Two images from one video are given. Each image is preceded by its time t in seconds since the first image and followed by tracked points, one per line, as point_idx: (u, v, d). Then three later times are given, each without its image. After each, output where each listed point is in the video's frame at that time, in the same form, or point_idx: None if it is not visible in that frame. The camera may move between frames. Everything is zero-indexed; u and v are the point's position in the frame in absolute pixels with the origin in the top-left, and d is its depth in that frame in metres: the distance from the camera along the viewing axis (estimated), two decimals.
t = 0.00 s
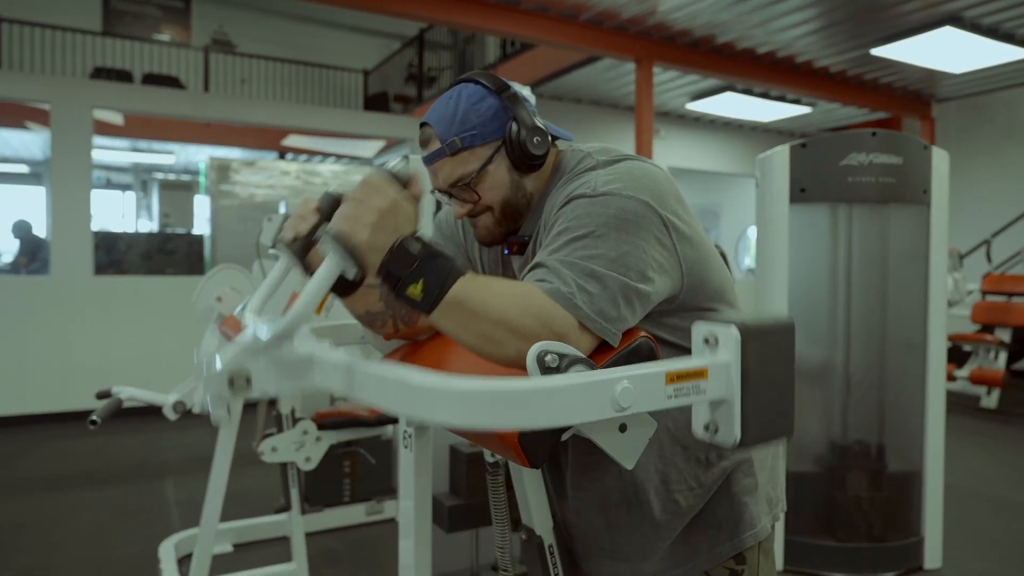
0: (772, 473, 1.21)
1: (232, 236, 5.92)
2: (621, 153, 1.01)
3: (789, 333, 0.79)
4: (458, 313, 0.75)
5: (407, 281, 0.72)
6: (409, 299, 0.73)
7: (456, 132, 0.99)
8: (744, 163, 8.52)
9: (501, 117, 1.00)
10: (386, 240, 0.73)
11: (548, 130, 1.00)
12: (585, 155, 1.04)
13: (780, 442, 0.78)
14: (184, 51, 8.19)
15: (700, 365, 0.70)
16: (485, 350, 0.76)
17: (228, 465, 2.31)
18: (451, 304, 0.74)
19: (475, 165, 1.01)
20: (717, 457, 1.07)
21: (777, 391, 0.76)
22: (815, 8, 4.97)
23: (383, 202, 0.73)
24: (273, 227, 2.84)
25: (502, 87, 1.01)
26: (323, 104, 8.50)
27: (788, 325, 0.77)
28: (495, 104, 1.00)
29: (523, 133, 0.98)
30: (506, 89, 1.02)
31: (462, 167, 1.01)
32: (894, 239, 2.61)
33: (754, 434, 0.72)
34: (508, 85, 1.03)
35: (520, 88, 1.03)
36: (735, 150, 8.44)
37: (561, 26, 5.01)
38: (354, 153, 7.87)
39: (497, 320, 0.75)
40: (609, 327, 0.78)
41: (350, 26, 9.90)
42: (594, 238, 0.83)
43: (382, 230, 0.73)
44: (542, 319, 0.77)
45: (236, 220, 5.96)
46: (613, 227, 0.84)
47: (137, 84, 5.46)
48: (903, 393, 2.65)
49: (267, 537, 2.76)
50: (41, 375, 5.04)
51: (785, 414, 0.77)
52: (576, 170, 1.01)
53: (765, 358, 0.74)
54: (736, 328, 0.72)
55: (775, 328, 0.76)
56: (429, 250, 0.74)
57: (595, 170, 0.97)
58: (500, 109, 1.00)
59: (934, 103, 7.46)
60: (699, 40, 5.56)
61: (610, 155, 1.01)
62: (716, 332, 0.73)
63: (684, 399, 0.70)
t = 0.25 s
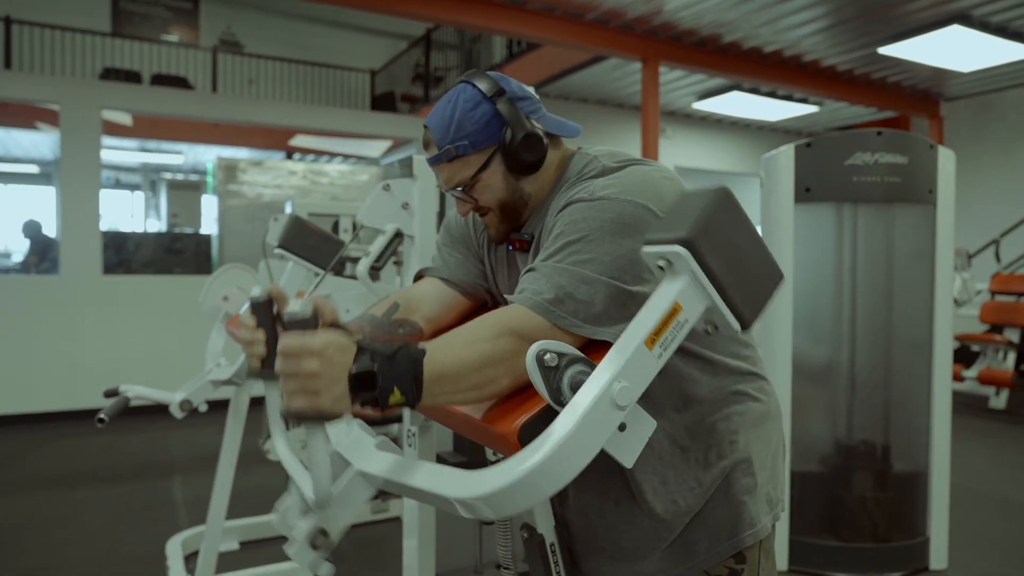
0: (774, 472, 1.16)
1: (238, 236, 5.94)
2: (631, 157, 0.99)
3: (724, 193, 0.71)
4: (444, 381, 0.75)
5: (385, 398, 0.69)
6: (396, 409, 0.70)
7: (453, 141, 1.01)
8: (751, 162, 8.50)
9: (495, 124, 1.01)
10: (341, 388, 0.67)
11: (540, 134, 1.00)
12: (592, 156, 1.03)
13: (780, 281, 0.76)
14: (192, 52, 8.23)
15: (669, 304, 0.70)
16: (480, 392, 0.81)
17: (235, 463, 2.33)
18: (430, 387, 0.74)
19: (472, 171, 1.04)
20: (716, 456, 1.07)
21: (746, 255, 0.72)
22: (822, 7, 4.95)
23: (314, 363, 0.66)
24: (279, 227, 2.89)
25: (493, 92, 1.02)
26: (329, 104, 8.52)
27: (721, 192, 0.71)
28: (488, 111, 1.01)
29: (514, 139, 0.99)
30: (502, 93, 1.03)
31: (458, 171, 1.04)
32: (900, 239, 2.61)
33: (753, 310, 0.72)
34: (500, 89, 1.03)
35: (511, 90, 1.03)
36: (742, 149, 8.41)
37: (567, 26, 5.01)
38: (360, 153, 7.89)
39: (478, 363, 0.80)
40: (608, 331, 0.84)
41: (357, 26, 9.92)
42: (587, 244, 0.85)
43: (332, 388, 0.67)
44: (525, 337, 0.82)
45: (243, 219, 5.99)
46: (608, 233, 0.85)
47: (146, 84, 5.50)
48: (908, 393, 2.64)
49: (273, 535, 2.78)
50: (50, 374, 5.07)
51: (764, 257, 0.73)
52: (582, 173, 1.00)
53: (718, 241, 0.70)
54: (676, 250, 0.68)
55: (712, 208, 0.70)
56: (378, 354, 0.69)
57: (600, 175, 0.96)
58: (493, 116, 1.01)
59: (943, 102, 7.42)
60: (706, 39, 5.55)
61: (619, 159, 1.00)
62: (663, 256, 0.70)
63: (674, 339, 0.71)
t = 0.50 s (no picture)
0: (780, 469, 1.16)
1: (248, 236, 5.98)
2: (623, 165, 1.00)
3: (678, 157, 0.69)
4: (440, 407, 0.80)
5: (389, 441, 0.76)
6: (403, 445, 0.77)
7: (438, 164, 1.00)
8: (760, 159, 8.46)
9: (481, 152, 0.98)
10: (344, 446, 0.74)
11: (525, 167, 0.97)
12: (583, 167, 1.02)
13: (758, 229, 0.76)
14: (201, 53, 8.28)
15: (650, 289, 0.69)
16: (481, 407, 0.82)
17: (244, 462, 2.35)
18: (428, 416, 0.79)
19: (459, 192, 1.03)
20: (720, 454, 1.07)
21: (717, 213, 0.72)
22: (829, 3, 4.93)
23: (311, 437, 0.73)
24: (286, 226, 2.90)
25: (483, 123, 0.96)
26: (337, 104, 8.55)
27: (673, 156, 0.69)
28: (476, 140, 0.97)
29: (496, 181, 0.97)
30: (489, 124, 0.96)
31: (447, 193, 1.04)
32: (907, 236, 2.59)
33: (735, 269, 0.73)
34: (490, 116, 0.97)
35: (501, 118, 0.96)
36: (750, 146, 8.38)
37: (573, 24, 5.01)
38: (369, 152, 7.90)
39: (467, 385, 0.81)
40: (601, 335, 0.83)
41: (365, 26, 9.94)
42: (577, 250, 0.85)
43: (333, 452, 0.74)
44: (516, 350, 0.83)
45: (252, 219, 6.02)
46: (598, 237, 0.85)
47: (156, 85, 5.54)
48: (916, 391, 2.63)
49: (283, 532, 2.80)
50: (62, 373, 5.12)
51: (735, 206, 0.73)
52: (572, 181, 0.99)
53: (687, 209, 0.69)
54: (644, 233, 0.68)
55: (672, 179, 0.68)
56: (371, 404, 0.76)
57: (592, 183, 0.96)
58: (481, 145, 0.97)
59: (953, 97, 7.36)
60: (712, 36, 5.54)
61: (612, 167, 1.00)
62: (634, 240, 0.69)
63: (663, 319, 0.71)
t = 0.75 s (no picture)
0: (779, 468, 1.18)
1: (253, 236, 6.00)
2: (626, 162, 0.99)
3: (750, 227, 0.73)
4: (444, 355, 0.79)
5: (386, 358, 0.76)
6: (395, 371, 0.77)
7: (436, 188, 1.00)
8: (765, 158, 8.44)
9: (476, 177, 0.98)
10: (343, 337, 0.75)
11: (522, 188, 0.96)
12: (585, 163, 1.02)
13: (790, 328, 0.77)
14: (207, 53, 8.31)
15: (682, 319, 0.69)
16: (485, 379, 0.82)
17: (248, 461, 2.36)
18: (434, 354, 0.79)
19: (457, 213, 1.05)
20: (720, 454, 1.08)
21: (765, 295, 0.73)
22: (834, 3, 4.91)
23: (321, 311, 0.74)
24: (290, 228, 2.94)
25: (479, 150, 0.94)
26: (342, 104, 8.56)
27: (749, 222, 0.72)
28: (472, 167, 0.97)
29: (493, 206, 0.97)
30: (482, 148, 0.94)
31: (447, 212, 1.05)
32: (910, 237, 2.59)
33: (759, 344, 0.72)
34: (485, 140, 0.94)
35: (494, 143, 0.95)
36: (755, 146, 8.36)
37: (577, 25, 5.01)
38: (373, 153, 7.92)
39: (485, 349, 0.80)
40: (602, 332, 0.82)
41: (370, 26, 9.95)
42: (585, 245, 0.84)
43: (333, 337, 0.74)
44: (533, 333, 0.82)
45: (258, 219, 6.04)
46: (606, 235, 0.84)
47: (163, 87, 5.57)
48: (920, 392, 2.63)
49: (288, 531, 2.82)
50: (70, 373, 5.16)
51: (781, 300, 0.75)
52: (574, 178, 1.00)
53: (740, 269, 0.71)
54: (697, 267, 0.69)
55: (738, 238, 0.71)
56: (386, 320, 0.77)
57: (594, 179, 0.96)
58: (476, 172, 0.97)
59: (959, 97, 7.33)
60: (717, 36, 5.53)
61: (613, 163, 1.00)
62: (681, 272, 0.70)
63: (680, 355, 0.71)
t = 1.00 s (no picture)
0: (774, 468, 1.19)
1: (254, 237, 6.01)
2: (630, 160, 1.00)
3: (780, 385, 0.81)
4: (470, 285, 0.79)
5: (429, 242, 0.80)
6: (431, 260, 0.80)
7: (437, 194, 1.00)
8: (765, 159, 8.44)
9: (479, 181, 0.97)
10: (414, 202, 0.80)
11: (524, 190, 0.95)
12: (587, 161, 1.04)
13: (752, 494, 0.79)
14: (208, 54, 8.33)
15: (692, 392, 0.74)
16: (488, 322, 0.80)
17: (248, 461, 2.37)
18: (467, 273, 0.79)
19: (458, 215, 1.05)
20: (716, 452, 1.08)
21: (757, 443, 0.78)
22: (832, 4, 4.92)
23: (415, 170, 0.81)
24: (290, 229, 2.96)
25: (479, 152, 0.93)
26: (342, 105, 8.57)
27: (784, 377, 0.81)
28: (473, 171, 0.96)
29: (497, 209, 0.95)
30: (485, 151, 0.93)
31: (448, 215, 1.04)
32: (907, 238, 2.59)
33: (727, 473, 0.75)
34: (486, 143, 0.94)
35: (496, 145, 0.95)
36: (756, 147, 8.36)
37: (577, 26, 5.02)
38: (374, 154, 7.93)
39: (508, 296, 0.78)
40: (603, 324, 0.80)
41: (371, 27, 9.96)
42: (593, 238, 0.84)
43: (409, 197, 0.80)
44: (548, 307, 0.79)
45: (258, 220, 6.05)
46: (615, 229, 0.85)
47: (163, 88, 5.59)
48: (917, 393, 2.63)
49: (287, 531, 2.83)
50: (71, 373, 5.18)
51: (766, 459, 0.79)
52: (578, 175, 1.00)
53: (755, 394, 0.77)
54: (729, 365, 0.76)
55: (769, 376, 0.79)
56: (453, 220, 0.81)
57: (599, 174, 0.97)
58: (477, 175, 0.96)
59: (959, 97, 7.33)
60: (717, 38, 5.53)
61: (616, 160, 1.00)
62: (710, 364, 0.77)
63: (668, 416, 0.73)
